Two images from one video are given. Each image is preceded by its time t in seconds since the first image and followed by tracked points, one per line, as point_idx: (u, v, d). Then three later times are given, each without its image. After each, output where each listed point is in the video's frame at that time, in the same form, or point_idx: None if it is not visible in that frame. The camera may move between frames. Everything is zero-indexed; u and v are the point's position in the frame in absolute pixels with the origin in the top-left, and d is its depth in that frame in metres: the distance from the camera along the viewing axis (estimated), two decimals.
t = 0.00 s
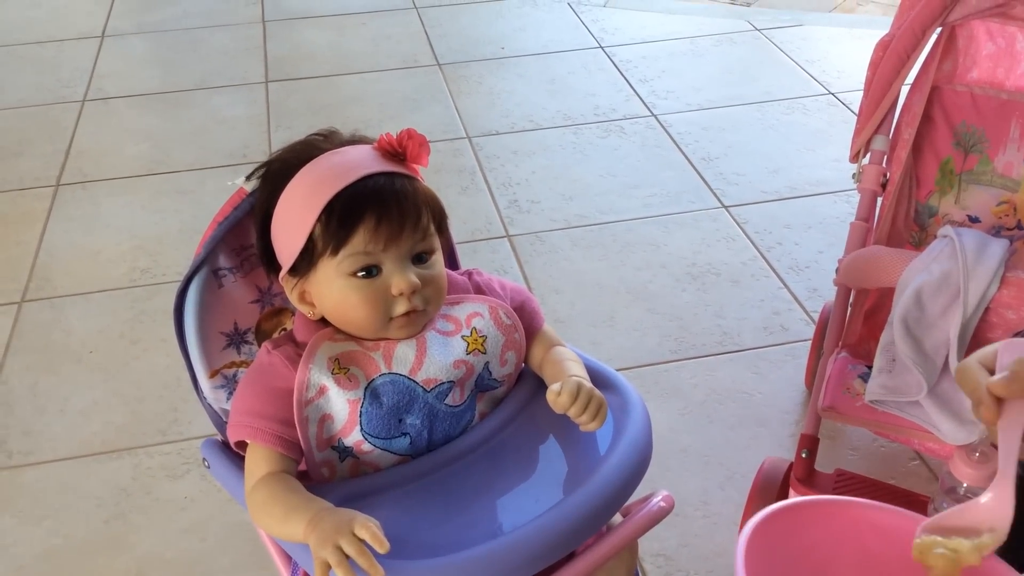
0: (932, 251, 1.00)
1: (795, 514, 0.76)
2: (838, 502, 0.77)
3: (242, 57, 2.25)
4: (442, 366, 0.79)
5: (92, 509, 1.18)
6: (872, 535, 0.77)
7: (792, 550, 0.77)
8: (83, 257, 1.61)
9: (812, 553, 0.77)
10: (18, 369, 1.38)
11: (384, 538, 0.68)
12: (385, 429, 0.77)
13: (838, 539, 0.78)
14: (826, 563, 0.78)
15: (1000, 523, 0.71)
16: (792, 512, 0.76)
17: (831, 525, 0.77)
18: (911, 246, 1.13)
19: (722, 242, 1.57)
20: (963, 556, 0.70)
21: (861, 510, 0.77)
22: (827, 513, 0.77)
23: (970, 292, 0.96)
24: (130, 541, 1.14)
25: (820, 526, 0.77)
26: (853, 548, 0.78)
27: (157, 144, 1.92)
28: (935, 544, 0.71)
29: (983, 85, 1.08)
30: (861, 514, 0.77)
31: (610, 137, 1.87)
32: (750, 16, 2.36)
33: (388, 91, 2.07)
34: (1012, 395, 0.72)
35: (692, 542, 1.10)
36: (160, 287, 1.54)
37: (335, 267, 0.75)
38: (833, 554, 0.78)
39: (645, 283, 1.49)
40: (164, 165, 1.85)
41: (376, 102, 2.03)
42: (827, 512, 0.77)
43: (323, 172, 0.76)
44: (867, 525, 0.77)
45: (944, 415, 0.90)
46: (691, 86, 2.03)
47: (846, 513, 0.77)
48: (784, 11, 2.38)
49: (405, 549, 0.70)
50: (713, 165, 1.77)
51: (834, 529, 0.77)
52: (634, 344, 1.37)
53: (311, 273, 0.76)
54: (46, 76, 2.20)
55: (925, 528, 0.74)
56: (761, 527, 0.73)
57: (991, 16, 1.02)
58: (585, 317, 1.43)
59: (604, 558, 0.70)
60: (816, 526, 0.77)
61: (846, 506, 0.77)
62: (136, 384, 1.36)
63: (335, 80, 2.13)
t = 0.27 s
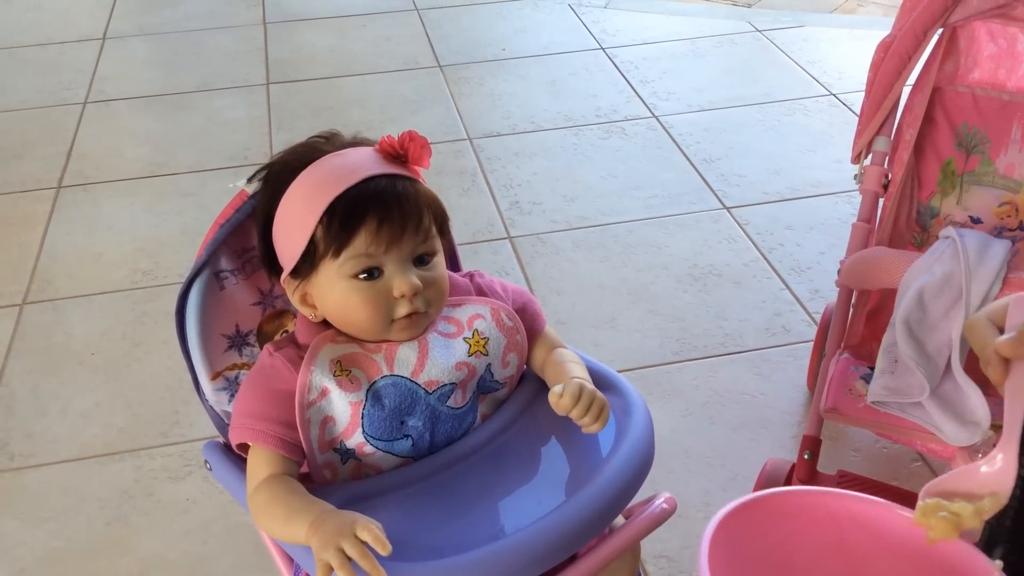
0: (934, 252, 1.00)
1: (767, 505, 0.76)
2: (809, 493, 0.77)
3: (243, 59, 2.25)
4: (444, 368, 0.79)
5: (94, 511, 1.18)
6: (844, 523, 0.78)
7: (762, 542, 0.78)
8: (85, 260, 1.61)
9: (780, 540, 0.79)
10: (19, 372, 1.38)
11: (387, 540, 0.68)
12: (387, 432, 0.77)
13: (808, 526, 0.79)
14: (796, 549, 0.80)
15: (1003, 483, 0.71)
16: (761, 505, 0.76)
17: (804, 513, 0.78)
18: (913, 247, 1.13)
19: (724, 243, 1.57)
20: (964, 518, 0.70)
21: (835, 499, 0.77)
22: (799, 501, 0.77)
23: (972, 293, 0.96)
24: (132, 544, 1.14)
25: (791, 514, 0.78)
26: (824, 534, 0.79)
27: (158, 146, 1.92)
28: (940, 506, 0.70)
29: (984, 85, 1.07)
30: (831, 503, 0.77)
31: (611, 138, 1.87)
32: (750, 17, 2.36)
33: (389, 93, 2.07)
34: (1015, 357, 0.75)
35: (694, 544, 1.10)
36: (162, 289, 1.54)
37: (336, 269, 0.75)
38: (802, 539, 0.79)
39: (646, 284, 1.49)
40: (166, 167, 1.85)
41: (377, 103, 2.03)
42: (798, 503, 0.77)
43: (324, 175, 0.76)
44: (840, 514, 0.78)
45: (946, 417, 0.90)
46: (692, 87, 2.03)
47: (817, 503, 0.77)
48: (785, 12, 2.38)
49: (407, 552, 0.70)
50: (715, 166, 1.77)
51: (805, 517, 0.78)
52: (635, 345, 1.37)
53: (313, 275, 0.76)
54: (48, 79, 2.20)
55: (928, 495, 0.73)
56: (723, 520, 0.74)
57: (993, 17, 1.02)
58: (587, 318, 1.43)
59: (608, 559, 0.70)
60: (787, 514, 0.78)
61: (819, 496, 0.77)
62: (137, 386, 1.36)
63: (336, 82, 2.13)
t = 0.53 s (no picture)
0: (936, 251, 1.00)
1: (736, 473, 0.72)
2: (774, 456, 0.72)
3: (243, 60, 2.25)
4: (446, 368, 0.79)
5: (95, 512, 1.18)
6: (818, 488, 0.73)
7: (734, 513, 0.74)
8: (87, 260, 1.61)
9: (751, 510, 0.74)
10: (21, 372, 1.38)
11: (388, 539, 0.68)
12: (388, 432, 0.77)
13: (780, 491, 0.74)
14: (770, 519, 0.75)
15: (1010, 432, 0.60)
16: (729, 474, 0.72)
17: (773, 480, 0.73)
18: (914, 246, 1.14)
19: (725, 243, 1.57)
20: (971, 466, 0.60)
21: (807, 464, 0.73)
22: (767, 467, 0.73)
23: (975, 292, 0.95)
24: (134, 544, 1.14)
25: (760, 484, 0.73)
26: (796, 502, 0.75)
27: (159, 146, 1.93)
28: (942, 453, 0.62)
29: (986, 84, 1.07)
30: (801, 468, 0.73)
31: (612, 138, 1.87)
32: (752, 16, 2.36)
33: (389, 93, 2.07)
34: (1013, 313, 0.65)
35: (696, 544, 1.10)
36: (163, 290, 1.54)
37: (338, 269, 0.75)
38: (775, 508, 0.75)
39: (648, 284, 1.49)
40: (167, 168, 1.86)
41: (378, 103, 2.03)
42: (766, 468, 0.73)
43: (325, 175, 0.76)
44: (810, 480, 0.73)
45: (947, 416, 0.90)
46: (693, 87, 2.03)
47: (784, 468, 0.73)
48: (787, 12, 2.38)
49: (408, 552, 0.70)
50: (716, 165, 1.77)
51: (775, 484, 0.74)
52: (637, 345, 1.37)
53: (314, 275, 0.76)
54: (49, 79, 2.20)
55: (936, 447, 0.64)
56: (700, 486, 0.70)
57: (994, 15, 0.99)
58: (589, 318, 1.43)
59: (608, 560, 0.70)
60: (755, 480, 0.73)
61: (789, 462, 0.73)
62: (139, 386, 1.36)
63: (337, 82, 2.13)
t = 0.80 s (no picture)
0: (937, 248, 0.99)
1: (702, 432, 0.78)
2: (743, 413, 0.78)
3: (244, 59, 2.25)
4: (446, 367, 0.79)
5: (96, 511, 1.18)
6: (777, 445, 0.80)
7: (703, 467, 0.80)
8: (88, 260, 1.61)
9: (720, 464, 0.80)
10: (23, 372, 1.38)
11: (389, 538, 0.68)
12: (389, 430, 0.77)
13: (741, 450, 0.80)
14: (736, 472, 0.81)
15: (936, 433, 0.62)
16: (696, 432, 0.78)
17: (739, 435, 0.79)
18: (914, 244, 1.14)
19: (726, 242, 1.57)
20: (897, 466, 0.63)
21: (767, 423, 0.79)
22: (736, 424, 0.79)
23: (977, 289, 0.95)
24: (135, 543, 1.14)
25: (727, 439, 0.79)
26: (760, 456, 0.81)
27: (160, 146, 1.93)
28: (870, 455, 0.65)
29: (987, 82, 1.07)
30: (766, 423, 0.79)
31: (613, 137, 1.87)
32: (753, 15, 2.36)
33: (390, 92, 2.07)
34: (944, 317, 0.63)
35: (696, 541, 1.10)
36: (164, 289, 1.54)
37: (339, 267, 0.75)
38: (742, 461, 0.81)
39: (649, 283, 1.49)
40: (168, 167, 1.86)
41: (379, 102, 2.03)
42: (734, 424, 0.79)
43: (325, 173, 0.76)
44: (776, 435, 0.79)
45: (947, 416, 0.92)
46: (694, 86, 2.03)
47: (752, 424, 0.79)
48: (787, 10, 2.38)
49: (409, 549, 0.70)
50: (717, 164, 1.77)
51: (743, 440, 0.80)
52: (638, 344, 1.37)
53: (315, 272, 0.76)
54: (50, 79, 2.20)
55: (868, 447, 0.68)
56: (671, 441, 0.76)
57: (994, 13, 0.97)
58: (589, 317, 1.43)
59: (608, 559, 0.72)
60: (720, 439, 0.79)
61: (751, 422, 0.79)
62: (141, 385, 1.36)
63: (338, 82, 2.13)
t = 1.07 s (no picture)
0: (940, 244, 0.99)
1: (650, 417, 0.76)
2: (691, 398, 0.77)
3: (245, 57, 2.25)
4: (448, 363, 0.79)
5: (99, 508, 1.18)
6: (726, 432, 0.77)
7: (646, 453, 0.78)
8: (90, 258, 1.61)
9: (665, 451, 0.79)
10: (25, 369, 1.38)
11: (391, 533, 0.68)
12: (391, 426, 0.77)
13: (690, 436, 0.78)
14: (680, 460, 0.79)
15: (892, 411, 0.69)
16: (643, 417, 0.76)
17: (688, 420, 0.77)
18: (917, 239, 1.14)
19: (728, 238, 1.57)
20: (859, 444, 0.68)
21: (718, 409, 0.77)
22: (685, 409, 0.77)
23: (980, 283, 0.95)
24: (138, 540, 1.14)
25: (676, 425, 0.78)
26: (706, 444, 0.79)
27: (161, 144, 1.93)
28: (833, 435, 0.69)
29: (989, 77, 1.07)
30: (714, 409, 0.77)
31: (614, 134, 1.87)
32: (754, 11, 2.35)
33: (391, 90, 2.07)
34: (902, 289, 0.70)
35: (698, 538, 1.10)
36: (166, 287, 1.54)
37: (340, 263, 0.75)
38: (689, 448, 0.79)
39: (650, 280, 1.49)
40: (170, 165, 1.86)
41: (381, 100, 2.03)
42: (682, 410, 0.77)
43: (326, 170, 0.76)
44: (722, 422, 0.77)
45: (951, 410, 0.91)
46: (695, 82, 2.03)
47: (700, 410, 0.77)
48: (789, 7, 2.37)
49: (412, 545, 0.70)
50: (719, 161, 1.76)
51: (688, 425, 0.78)
52: (640, 340, 1.37)
53: (316, 268, 0.76)
54: (51, 77, 2.20)
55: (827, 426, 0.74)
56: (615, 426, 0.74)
57: (996, 8, 0.99)
58: (591, 314, 1.43)
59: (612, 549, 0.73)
60: (668, 424, 0.77)
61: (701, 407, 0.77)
62: (143, 383, 1.36)
63: (339, 79, 2.13)
